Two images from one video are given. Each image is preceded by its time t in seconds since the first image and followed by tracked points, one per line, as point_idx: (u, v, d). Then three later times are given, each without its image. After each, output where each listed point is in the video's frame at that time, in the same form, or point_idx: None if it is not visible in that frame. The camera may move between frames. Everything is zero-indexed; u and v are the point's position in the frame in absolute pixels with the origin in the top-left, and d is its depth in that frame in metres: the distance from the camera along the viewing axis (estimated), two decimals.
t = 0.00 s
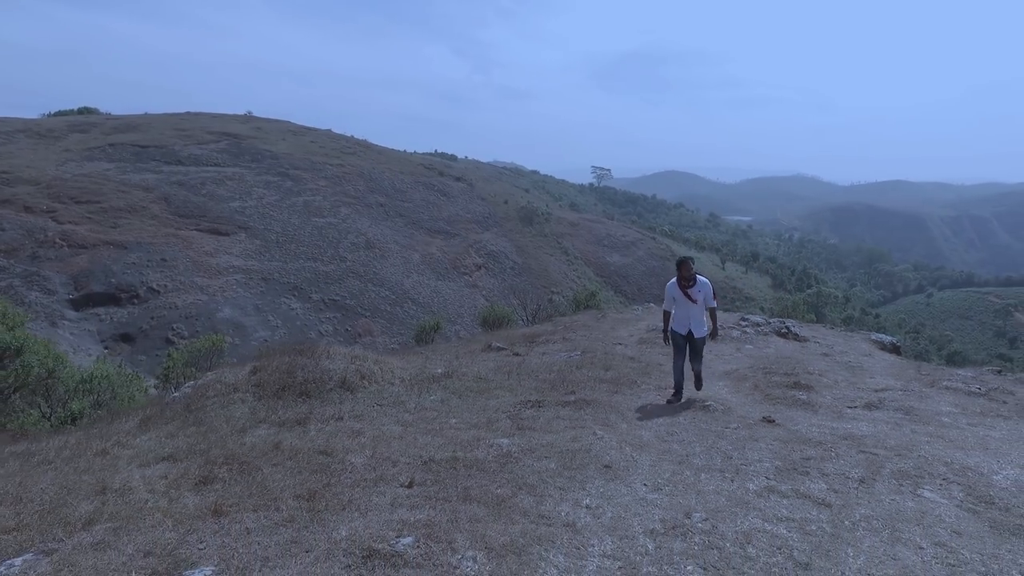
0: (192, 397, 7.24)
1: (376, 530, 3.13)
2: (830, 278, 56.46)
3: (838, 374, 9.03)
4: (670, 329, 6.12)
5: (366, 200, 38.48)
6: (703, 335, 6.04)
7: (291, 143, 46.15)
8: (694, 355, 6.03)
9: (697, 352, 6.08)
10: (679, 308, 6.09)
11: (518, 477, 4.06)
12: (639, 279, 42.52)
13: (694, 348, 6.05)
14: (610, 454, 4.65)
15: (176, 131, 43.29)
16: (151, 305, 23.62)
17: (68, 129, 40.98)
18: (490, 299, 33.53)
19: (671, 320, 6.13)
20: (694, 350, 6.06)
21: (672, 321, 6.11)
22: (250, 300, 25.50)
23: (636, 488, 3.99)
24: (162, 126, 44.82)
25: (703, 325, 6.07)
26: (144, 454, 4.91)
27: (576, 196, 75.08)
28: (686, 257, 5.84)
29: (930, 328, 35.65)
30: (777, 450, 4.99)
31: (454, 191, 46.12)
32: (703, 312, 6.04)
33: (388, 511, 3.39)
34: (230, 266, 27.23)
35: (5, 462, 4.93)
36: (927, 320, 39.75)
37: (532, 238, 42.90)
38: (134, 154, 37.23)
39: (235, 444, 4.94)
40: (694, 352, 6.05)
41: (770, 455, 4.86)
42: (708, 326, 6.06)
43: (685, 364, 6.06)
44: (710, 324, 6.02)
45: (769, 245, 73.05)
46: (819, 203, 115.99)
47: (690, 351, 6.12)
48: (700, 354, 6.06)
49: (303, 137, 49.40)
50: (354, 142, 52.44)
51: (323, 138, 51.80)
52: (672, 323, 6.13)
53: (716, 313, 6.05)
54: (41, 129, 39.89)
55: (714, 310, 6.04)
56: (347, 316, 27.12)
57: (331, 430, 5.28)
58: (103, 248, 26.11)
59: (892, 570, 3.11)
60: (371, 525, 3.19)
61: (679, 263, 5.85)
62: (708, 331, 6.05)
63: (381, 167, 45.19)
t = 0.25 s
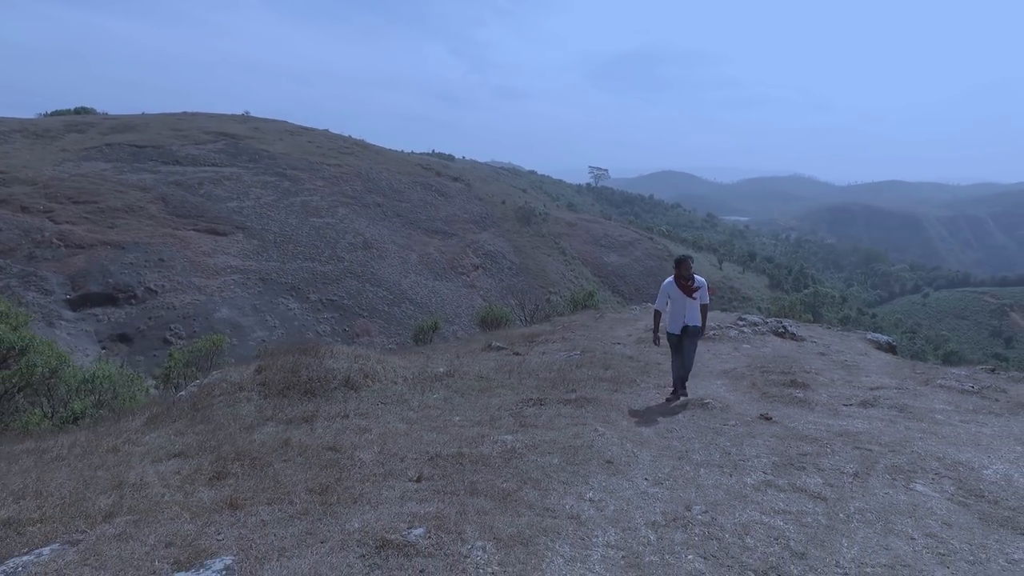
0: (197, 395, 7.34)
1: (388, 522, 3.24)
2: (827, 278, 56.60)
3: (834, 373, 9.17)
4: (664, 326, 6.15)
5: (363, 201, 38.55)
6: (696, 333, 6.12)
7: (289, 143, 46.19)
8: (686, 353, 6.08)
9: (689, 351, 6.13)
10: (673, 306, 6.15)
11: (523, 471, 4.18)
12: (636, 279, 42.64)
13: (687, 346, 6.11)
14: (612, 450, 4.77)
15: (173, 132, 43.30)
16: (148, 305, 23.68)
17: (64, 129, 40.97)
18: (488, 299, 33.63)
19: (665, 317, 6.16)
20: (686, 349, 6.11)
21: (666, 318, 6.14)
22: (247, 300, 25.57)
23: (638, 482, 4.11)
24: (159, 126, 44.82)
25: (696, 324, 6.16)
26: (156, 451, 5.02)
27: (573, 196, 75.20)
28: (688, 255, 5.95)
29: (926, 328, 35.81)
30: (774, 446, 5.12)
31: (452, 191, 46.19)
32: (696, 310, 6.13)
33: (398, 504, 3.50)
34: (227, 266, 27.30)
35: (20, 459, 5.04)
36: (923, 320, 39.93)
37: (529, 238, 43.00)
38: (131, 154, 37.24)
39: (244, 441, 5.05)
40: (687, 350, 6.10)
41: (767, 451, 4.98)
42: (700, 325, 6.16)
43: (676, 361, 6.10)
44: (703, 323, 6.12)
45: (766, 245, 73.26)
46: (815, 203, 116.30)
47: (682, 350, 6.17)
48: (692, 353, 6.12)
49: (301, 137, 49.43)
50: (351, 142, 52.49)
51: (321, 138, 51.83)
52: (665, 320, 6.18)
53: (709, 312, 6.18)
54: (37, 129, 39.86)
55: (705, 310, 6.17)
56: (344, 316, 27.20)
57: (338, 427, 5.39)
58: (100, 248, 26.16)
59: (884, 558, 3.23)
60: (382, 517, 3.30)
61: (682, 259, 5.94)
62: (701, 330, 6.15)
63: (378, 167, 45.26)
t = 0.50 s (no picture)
0: (202, 394, 7.44)
1: (396, 513, 3.36)
2: (824, 278, 56.90)
3: (828, 371, 9.33)
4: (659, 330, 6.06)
5: (360, 201, 38.65)
6: (692, 340, 6.02)
7: (286, 144, 46.26)
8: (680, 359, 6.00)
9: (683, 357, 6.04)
10: (670, 310, 6.06)
11: (524, 465, 4.30)
12: (633, 279, 42.82)
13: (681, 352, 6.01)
14: (611, 445, 4.90)
15: (170, 132, 43.35)
16: (145, 305, 23.76)
17: (60, 129, 40.97)
18: (485, 299, 33.77)
19: (661, 321, 6.08)
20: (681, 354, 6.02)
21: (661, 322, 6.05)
22: (244, 301, 25.65)
23: (636, 476, 4.23)
24: (155, 126, 44.85)
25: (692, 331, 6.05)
26: (165, 447, 5.14)
27: (570, 196, 75.39)
28: (690, 259, 5.85)
29: (922, 328, 36.05)
30: (769, 442, 5.25)
31: (449, 192, 46.33)
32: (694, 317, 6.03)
33: (405, 497, 3.62)
34: (224, 266, 27.39)
35: (32, 455, 5.15)
36: (919, 319, 40.19)
37: (526, 239, 43.14)
38: (127, 155, 37.28)
39: (251, 438, 5.17)
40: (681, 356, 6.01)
41: (761, 446, 5.12)
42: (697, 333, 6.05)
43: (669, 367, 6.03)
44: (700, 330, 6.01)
45: (762, 245, 73.57)
46: (811, 203, 116.79)
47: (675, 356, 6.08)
48: (686, 360, 6.03)
49: (298, 138, 49.50)
50: (348, 142, 52.59)
51: (317, 139, 51.90)
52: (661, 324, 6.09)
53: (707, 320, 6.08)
54: (33, 129, 39.85)
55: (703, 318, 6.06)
56: (341, 316, 27.30)
57: (343, 424, 5.51)
58: (97, 249, 26.22)
59: (872, 546, 3.37)
60: (390, 508, 3.42)
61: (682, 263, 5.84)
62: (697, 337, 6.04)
63: (375, 168, 45.36)
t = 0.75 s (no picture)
0: (206, 391, 7.57)
1: (403, 502, 3.50)
2: (820, 277, 57.16)
3: (821, 368, 9.51)
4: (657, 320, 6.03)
5: (357, 200, 38.74)
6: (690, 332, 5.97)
7: (282, 143, 46.30)
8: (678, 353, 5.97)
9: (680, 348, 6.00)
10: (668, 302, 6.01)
11: (525, 458, 4.45)
12: (630, 278, 43.00)
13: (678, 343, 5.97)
14: (608, 438, 5.06)
15: (166, 131, 43.35)
16: (141, 305, 23.84)
17: (55, 128, 40.93)
18: (482, 298, 33.91)
19: (658, 312, 6.04)
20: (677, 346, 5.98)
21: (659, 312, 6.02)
22: (241, 300, 25.75)
23: (633, 467, 4.38)
24: (151, 126, 44.83)
25: (690, 322, 6.00)
26: (175, 442, 5.27)
27: (566, 196, 75.55)
28: (688, 248, 5.79)
29: (917, 326, 36.33)
30: (762, 436, 5.41)
31: (445, 191, 46.41)
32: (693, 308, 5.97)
33: (411, 487, 3.75)
34: (220, 266, 27.46)
35: (45, 450, 5.28)
36: (914, 318, 40.47)
37: (522, 238, 43.27)
38: (123, 154, 37.29)
39: (258, 432, 5.30)
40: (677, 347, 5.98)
41: (754, 439, 5.28)
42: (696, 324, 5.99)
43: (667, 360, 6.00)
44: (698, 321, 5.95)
45: (758, 245, 73.81)
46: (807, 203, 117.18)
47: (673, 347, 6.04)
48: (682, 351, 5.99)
49: (294, 137, 49.52)
50: (344, 141, 52.65)
51: (314, 138, 51.93)
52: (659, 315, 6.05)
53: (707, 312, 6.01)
54: (28, 128, 39.80)
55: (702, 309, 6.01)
56: (338, 316, 27.42)
57: (347, 419, 5.64)
58: (93, 248, 26.27)
59: (859, 533, 3.52)
60: (398, 498, 3.55)
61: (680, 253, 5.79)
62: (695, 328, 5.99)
63: (371, 167, 45.42)
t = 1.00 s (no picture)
0: (212, 392, 7.70)
1: (413, 498, 3.65)
2: (816, 278, 57.45)
3: (816, 369, 9.69)
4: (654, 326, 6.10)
5: (354, 201, 38.88)
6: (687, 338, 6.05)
7: (279, 144, 46.42)
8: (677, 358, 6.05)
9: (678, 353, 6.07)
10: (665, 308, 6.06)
11: (528, 456, 4.60)
12: (626, 279, 43.21)
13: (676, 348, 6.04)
14: (608, 437, 5.22)
15: (163, 132, 43.44)
16: (138, 306, 23.96)
17: (52, 129, 40.98)
18: (479, 299, 34.07)
19: (655, 318, 6.11)
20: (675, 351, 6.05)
21: (655, 318, 6.09)
22: (239, 301, 25.86)
23: (632, 465, 4.54)
24: (148, 126, 44.92)
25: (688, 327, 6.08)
26: (186, 441, 5.41)
27: (563, 196, 75.80)
28: (681, 255, 5.89)
29: (913, 327, 36.59)
30: (757, 435, 5.57)
31: (443, 192, 46.58)
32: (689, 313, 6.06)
33: (419, 484, 3.91)
34: (218, 267, 27.57)
35: (59, 449, 5.43)
36: (910, 319, 40.74)
37: (519, 239, 43.46)
38: (120, 155, 37.38)
39: (267, 432, 5.44)
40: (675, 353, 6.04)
41: (750, 438, 5.44)
42: (692, 328, 6.08)
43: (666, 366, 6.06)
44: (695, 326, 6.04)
45: (755, 245, 74.12)
46: (803, 204, 117.68)
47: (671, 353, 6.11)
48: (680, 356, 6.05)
49: (292, 138, 49.64)
50: (342, 143, 52.79)
51: (311, 139, 52.06)
52: (656, 321, 6.11)
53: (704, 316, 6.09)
54: (24, 129, 39.84)
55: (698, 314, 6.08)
56: (336, 317, 27.55)
57: (353, 419, 5.79)
58: (90, 249, 26.38)
59: (849, 527, 3.68)
60: (407, 494, 3.70)
61: (674, 258, 5.89)
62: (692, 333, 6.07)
63: (369, 168, 45.58)
